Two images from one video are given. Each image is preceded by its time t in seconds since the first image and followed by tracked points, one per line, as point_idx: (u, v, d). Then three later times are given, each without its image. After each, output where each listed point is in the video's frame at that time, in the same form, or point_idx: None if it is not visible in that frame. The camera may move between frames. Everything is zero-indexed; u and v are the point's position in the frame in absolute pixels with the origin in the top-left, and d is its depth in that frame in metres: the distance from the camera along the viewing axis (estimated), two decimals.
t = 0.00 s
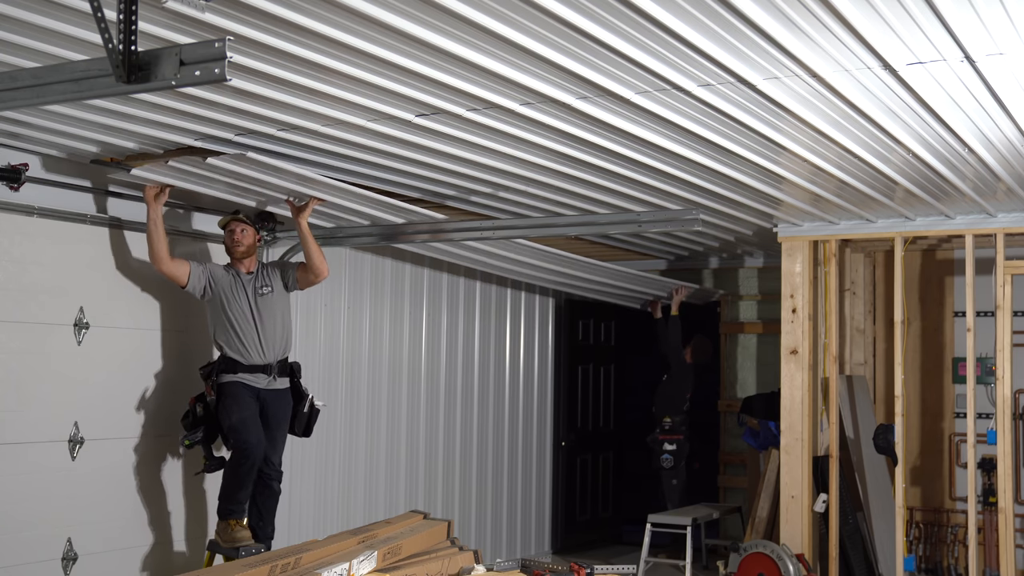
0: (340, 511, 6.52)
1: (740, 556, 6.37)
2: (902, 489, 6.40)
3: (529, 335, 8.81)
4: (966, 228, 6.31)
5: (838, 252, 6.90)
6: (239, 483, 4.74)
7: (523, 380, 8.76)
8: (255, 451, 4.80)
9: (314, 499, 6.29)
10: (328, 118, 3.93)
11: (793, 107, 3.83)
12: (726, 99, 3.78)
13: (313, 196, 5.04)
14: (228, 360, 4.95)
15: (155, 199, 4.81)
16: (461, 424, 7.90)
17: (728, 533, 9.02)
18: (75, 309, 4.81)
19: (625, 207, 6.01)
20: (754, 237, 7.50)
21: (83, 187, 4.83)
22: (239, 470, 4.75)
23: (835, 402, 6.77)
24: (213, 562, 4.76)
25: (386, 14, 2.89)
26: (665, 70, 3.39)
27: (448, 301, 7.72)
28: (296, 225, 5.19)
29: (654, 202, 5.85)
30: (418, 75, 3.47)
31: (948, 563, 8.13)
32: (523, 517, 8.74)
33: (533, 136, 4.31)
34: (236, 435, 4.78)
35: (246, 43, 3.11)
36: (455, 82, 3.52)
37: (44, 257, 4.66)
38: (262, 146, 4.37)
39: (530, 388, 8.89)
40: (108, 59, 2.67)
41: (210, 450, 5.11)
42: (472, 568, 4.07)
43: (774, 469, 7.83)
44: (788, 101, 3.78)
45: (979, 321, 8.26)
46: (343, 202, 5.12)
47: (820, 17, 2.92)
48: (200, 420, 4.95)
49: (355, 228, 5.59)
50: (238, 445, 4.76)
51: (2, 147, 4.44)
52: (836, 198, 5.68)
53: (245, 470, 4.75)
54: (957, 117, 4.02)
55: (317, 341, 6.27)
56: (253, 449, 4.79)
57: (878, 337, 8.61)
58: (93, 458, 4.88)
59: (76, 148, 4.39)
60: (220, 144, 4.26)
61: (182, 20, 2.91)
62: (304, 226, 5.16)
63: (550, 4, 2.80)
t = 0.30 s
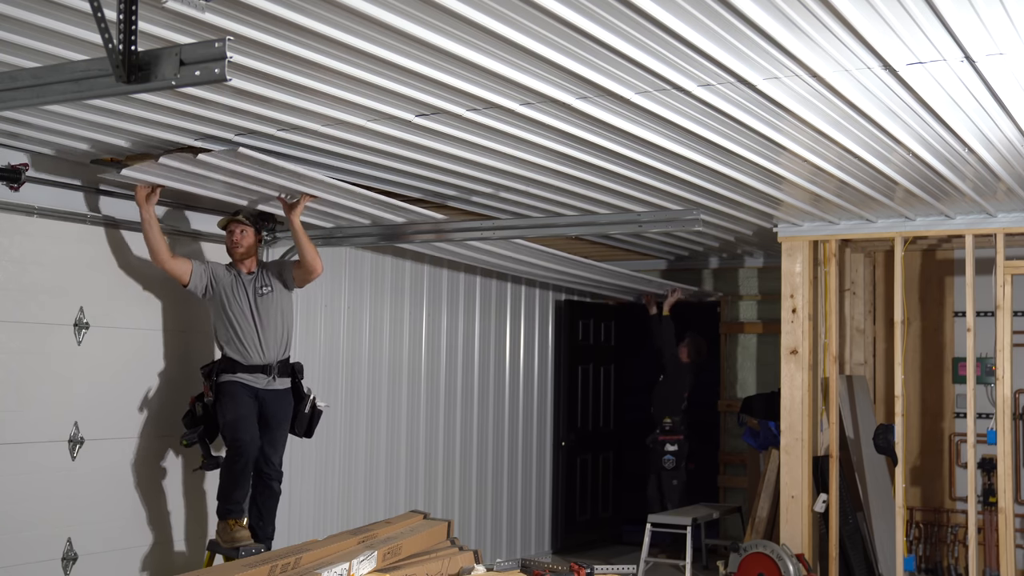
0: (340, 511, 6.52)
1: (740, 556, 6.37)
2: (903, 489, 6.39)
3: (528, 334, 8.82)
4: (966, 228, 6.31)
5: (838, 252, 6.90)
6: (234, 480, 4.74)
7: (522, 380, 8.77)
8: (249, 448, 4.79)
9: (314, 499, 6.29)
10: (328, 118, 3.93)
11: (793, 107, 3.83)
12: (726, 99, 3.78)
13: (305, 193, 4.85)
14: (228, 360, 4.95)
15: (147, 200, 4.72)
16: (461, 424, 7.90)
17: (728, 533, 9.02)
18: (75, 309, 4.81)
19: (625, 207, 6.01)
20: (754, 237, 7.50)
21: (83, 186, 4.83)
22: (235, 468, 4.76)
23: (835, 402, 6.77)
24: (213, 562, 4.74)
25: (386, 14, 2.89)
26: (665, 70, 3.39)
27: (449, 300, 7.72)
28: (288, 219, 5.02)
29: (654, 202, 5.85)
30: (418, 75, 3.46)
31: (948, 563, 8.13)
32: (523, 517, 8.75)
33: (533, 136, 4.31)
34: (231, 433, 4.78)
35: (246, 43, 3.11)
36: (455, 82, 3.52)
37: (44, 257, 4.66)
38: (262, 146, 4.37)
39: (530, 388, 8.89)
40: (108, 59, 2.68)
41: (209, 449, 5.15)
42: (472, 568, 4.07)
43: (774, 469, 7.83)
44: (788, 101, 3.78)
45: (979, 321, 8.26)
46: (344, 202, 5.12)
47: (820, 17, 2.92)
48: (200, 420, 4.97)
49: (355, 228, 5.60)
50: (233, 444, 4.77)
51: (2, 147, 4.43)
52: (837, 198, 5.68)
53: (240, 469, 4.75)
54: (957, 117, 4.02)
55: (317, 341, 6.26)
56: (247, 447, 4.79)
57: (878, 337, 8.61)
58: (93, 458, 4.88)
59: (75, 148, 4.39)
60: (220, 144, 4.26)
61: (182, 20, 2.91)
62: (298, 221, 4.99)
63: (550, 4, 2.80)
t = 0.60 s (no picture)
0: (340, 511, 6.52)
1: (740, 556, 6.37)
2: (903, 489, 6.39)
3: (528, 334, 8.82)
4: (966, 228, 6.31)
5: (838, 252, 6.90)
6: (235, 480, 4.74)
7: (522, 380, 8.77)
8: (251, 449, 4.80)
9: (314, 499, 6.29)
10: (328, 118, 3.93)
11: (792, 107, 3.83)
12: (726, 99, 3.78)
13: (295, 186, 4.76)
14: (229, 360, 4.95)
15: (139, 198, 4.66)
16: (461, 424, 7.90)
17: (728, 533, 9.03)
18: (75, 309, 4.81)
19: (625, 207, 6.01)
20: (754, 237, 7.50)
21: (83, 186, 4.83)
22: (235, 468, 4.76)
23: (835, 402, 6.77)
24: (213, 562, 4.75)
25: (386, 15, 2.89)
26: (665, 70, 3.39)
27: (449, 299, 7.71)
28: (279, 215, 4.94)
29: (654, 202, 5.86)
30: (418, 75, 3.47)
31: (948, 563, 8.13)
32: (523, 517, 8.76)
33: (533, 136, 4.31)
34: (233, 433, 4.79)
35: (246, 43, 3.11)
36: (455, 82, 3.52)
37: (44, 257, 4.66)
38: (262, 146, 4.37)
39: (530, 388, 8.90)
40: (108, 59, 2.68)
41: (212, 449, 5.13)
42: (471, 568, 4.07)
43: (774, 468, 7.83)
44: (788, 101, 3.78)
45: (979, 321, 8.26)
46: (344, 202, 5.13)
47: (820, 17, 2.92)
48: (202, 420, 4.98)
49: (355, 229, 5.61)
50: (235, 444, 4.77)
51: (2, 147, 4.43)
52: (837, 198, 5.68)
53: (241, 469, 4.75)
54: (957, 116, 4.02)
55: (317, 341, 6.26)
56: (249, 448, 4.79)
57: (878, 337, 8.61)
58: (93, 458, 4.89)
59: (75, 148, 4.39)
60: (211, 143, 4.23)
61: (182, 21, 2.91)
62: (287, 217, 4.88)
63: (550, 4, 2.80)
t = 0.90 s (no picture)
0: (340, 512, 6.52)
1: (740, 556, 6.37)
2: (903, 489, 6.39)
3: (529, 334, 8.82)
4: (966, 228, 6.31)
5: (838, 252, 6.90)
6: (235, 480, 4.74)
7: (522, 380, 8.77)
8: (251, 449, 4.80)
9: (314, 499, 6.29)
10: (328, 118, 3.93)
11: (793, 107, 3.83)
12: (726, 99, 3.78)
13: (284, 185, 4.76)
14: (229, 360, 4.94)
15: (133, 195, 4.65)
16: (461, 424, 7.90)
17: (728, 533, 9.02)
18: (75, 309, 4.81)
19: (625, 207, 6.01)
20: (754, 237, 7.50)
21: (83, 186, 4.83)
22: (234, 468, 4.75)
23: (835, 402, 6.77)
24: (213, 562, 4.75)
25: (386, 15, 2.89)
26: (665, 70, 3.39)
27: (449, 298, 7.71)
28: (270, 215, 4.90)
29: (653, 202, 5.85)
30: (418, 75, 3.46)
31: (948, 563, 8.13)
32: (523, 517, 8.76)
33: (533, 136, 4.31)
34: (233, 433, 4.79)
35: (246, 43, 3.11)
36: (455, 82, 3.52)
37: (43, 257, 4.66)
38: (262, 146, 4.37)
39: (531, 388, 8.90)
40: (108, 59, 2.68)
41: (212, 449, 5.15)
42: (472, 568, 4.07)
43: (774, 468, 7.83)
44: (788, 101, 3.78)
45: (979, 322, 8.26)
46: (343, 202, 5.12)
47: (820, 17, 2.92)
48: (202, 419, 4.98)
49: (355, 229, 5.60)
50: (234, 444, 4.77)
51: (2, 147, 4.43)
52: (837, 198, 5.68)
53: (240, 470, 4.75)
54: (957, 116, 4.02)
55: (317, 340, 6.26)
56: (248, 448, 4.79)
57: (878, 337, 8.61)
58: (93, 458, 4.88)
59: (75, 147, 4.39)
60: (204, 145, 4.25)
61: (182, 20, 2.91)
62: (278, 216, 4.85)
63: (550, 4, 2.80)
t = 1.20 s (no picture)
0: (340, 512, 6.52)
1: (740, 556, 6.37)
2: (903, 489, 6.39)
3: (528, 334, 8.82)
4: (966, 228, 6.31)
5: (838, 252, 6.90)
6: (233, 480, 4.73)
7: (522, 379, 8.77)
8: (248, 449, 4.79)
9: (314, 499, 6.29)
10: (328, 118, 3.93)
11: (792, 107, 3.83)
12: (726, 99, 3.78)
13: (274, 186, 4.77)
14: (229, 360, 4.95)
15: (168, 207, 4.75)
16: (461, 424, 7.90)
17: (728, 533, 9.02)
18: (75, 309, 4.81)
19: (625, 207, 6.01)
20: (754, 237, 7.50)
21: (84, 186, 4.82)
22: (233, 468, 4.75)
23: (835, 402, 6.77)
24: (213, 562, 4.74)
25: (387, 15, 2.89)
26: (665, 70, 3.39)
27: (449, 297, 7.71)
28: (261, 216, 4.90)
29: (653, 202, 5.85)
30: (418, 75, 3.46)
31: (948, 563, 8.13)
32: (523, 517, 8.76)
33: (533, 136, 4.31)
34: (231, 433, 4.79)
35: (246, 43, 3.11)
36: (455, 82, 3.52)
37: (43, 257, 4.66)
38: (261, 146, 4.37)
39: (531, 388, 8.90)
40: (108, 59, 2.68)
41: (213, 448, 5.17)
42: (472, 568, 4.07)
43: (774, 468, 7.83)
44: (788, 101, 3.78)
45: (979, 322, 8.26)
46: (343, 201, 5.12)
47: (820, 17, 2.91)
48: (203, 420, 4.99)
49: (355, 229, 5.60)
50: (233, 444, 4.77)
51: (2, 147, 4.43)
52: (836, 198, 5.68)
53: (239, 469, 4.75)
54: (957, 116, 4.02)
55: (317, 341, 6.26)
56: (246, 448, 4.79)
57: (878, 337, 8.61)
58: (92, 458, 4.88)
59: (75, 147, 4.38)
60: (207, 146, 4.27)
61: (182, 20, 2.91)
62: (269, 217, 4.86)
63: (550, 4, 2.80)
